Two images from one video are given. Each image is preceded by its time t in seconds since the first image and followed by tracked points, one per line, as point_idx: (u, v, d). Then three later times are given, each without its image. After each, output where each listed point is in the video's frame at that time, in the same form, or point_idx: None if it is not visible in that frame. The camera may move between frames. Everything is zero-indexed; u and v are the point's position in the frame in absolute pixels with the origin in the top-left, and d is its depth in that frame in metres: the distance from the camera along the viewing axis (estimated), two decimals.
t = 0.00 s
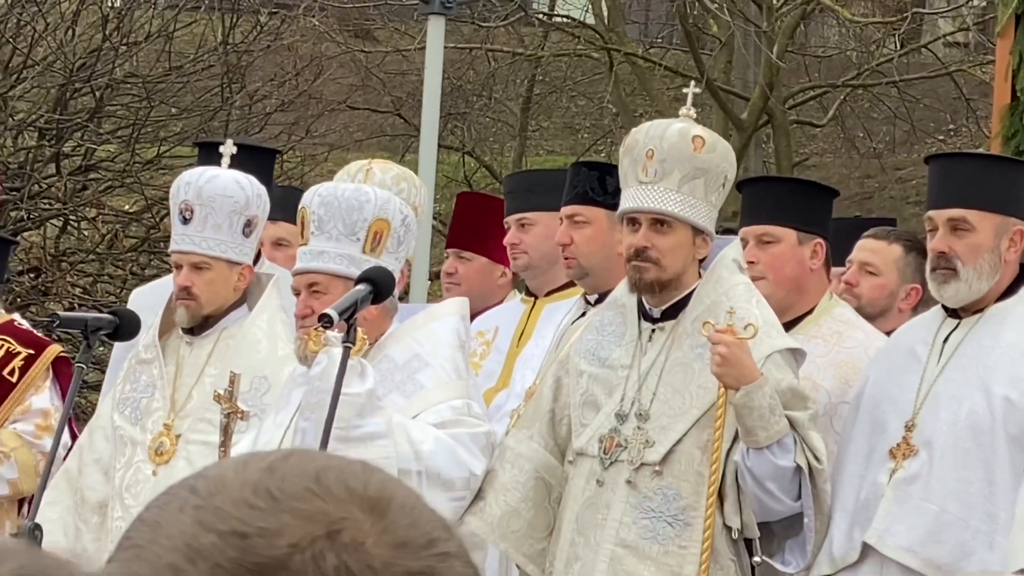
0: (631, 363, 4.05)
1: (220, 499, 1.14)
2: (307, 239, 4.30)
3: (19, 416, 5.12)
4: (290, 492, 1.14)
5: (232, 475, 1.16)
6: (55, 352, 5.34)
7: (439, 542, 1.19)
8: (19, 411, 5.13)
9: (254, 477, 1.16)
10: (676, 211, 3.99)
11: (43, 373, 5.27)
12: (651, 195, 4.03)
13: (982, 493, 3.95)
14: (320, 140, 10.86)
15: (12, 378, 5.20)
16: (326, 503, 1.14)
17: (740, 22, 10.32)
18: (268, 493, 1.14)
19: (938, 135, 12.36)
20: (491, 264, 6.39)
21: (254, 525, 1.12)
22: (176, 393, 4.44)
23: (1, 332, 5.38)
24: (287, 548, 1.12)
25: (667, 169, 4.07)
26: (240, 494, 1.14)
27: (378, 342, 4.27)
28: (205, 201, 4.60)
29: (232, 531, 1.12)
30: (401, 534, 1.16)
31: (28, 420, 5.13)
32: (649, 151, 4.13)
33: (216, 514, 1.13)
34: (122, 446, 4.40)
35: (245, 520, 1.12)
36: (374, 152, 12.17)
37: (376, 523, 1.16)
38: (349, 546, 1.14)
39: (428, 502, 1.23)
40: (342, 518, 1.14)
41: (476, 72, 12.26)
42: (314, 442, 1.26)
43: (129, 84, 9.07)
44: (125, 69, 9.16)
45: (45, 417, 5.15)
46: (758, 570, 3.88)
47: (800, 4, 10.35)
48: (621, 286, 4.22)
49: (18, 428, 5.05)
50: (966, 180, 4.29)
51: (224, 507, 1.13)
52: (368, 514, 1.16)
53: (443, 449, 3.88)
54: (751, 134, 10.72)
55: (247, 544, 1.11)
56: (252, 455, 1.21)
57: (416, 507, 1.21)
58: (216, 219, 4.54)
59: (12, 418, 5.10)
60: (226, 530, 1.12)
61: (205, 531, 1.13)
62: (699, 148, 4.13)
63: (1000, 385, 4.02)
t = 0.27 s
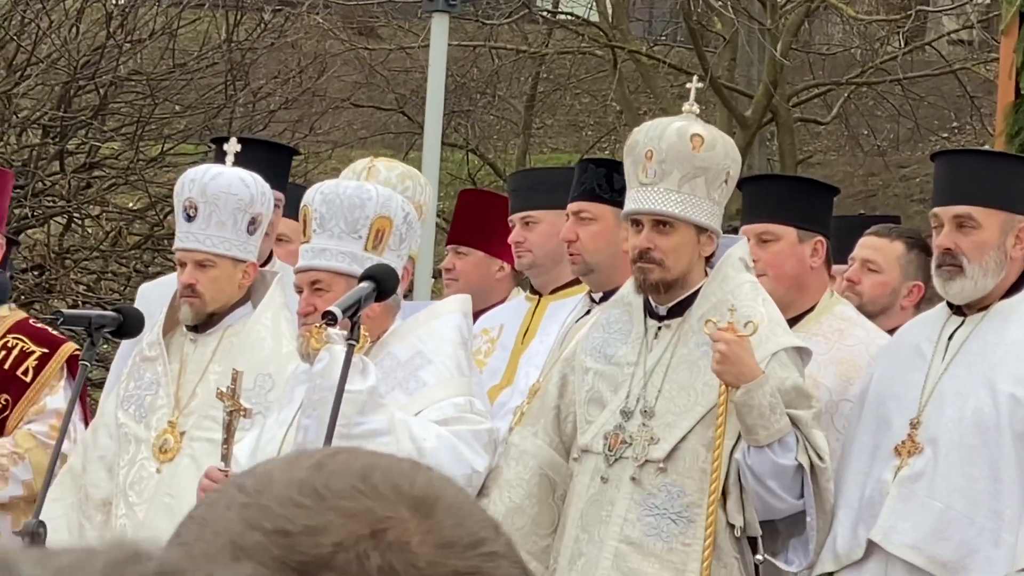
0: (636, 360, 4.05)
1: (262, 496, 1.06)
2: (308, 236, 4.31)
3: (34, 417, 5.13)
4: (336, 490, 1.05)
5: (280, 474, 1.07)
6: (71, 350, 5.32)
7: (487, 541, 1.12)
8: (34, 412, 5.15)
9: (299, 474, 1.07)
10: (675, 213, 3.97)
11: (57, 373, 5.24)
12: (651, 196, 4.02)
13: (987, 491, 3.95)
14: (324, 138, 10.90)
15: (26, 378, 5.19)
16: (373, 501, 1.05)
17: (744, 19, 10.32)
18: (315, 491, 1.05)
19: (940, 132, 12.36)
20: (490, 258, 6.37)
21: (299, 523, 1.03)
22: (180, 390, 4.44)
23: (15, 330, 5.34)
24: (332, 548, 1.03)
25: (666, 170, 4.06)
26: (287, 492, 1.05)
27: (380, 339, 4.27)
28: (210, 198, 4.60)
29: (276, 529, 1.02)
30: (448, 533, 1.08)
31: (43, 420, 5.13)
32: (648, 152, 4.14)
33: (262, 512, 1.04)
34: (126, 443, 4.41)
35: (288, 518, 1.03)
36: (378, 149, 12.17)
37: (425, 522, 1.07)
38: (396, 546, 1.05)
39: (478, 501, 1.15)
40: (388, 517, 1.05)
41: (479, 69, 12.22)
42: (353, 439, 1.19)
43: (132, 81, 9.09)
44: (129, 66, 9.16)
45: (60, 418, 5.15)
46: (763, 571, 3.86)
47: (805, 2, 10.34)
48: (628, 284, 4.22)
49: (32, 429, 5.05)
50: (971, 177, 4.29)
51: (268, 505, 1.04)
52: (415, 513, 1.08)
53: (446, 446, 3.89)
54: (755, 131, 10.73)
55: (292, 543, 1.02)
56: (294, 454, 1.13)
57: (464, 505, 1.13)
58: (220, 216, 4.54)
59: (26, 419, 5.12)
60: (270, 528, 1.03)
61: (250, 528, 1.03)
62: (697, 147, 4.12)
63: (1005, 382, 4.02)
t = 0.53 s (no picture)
0: (641, 355, 4.04)
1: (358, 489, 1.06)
2: (311, 233, 4.29)
3: (40, 416, 5.13)
4: (433, 485, 1.05)
5: (376, 467, 1.07)
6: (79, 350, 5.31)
7: (584, 537, 1.11)
8: (41, 411, 5.14)
9: (396, 468, 1.07)
10: (686, 202, 4.00)
11: (65, 372, 5.26)
12: (662, 185, 4.06)
13: (994, 488, 3.94)
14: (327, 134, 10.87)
15: (34, 377, 5.20)
16: (470, 496, 1.05)
17: (748, 14, 10.29)
18: (412, 486, 1.04)
19: (945, 129, 12.33)
20: (484, 251, 6.37)
21: (396, 517, 1.03)
22: (184, 386, 4.45)
23: (24, 329, 5.35)
24: (426, 542, 1.02)
25: (679, 159, 4.09)
26: (383, 487, 1.05)
27: (383, 335, 4.25)
28: (214, 194, 4.60)
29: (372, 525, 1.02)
30: (544, 529, 1.08)
31: (49, 420, 5.13)
32: (660, 141, 4.16)
33: (356, 505, 1.05)
34: (130, 439, 4.41)
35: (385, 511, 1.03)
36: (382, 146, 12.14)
37: (520, 518, 1.07)
38: (492, 540, 1.05)
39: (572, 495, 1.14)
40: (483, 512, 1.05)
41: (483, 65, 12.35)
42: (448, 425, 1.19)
43: (137, 78, 9.15)
44: (134, 63, 9.21)
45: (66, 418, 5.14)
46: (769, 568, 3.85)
47: None
48: (633, 279, 4.21)
49: (38, 428, 5.07)
50: (976, 174, 4.29)
51: (365, 499, 1.04)
52: (512, 509, 1.07)
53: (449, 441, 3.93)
54: (759, 128, 10.67)
55: (387, 538, 1.02)
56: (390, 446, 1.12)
57: (559, 501, 1.12)
58: (224, 212, 4.54)
59: (33, 418, 5.12)
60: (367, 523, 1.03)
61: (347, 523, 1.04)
62: (709, 138, 4.13)
63: (1011, 379, 4.01)
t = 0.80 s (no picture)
0: (647, 348, 4.03)
1: (479, 485, 1.16)
2: (317, 228, 4.30)
3: (38, 408, 5.10)
4: (551, 480, 1.14)
5: (498, 464, 1.17)
6: (77, 343, 5.29)
7: (704, 533, 1.18)
8: (39, 402, 5.12)
9: (517, 466, 1.17)
10: (702, 186, 4.01)
11: (65, 364, 5.22)
12: (680, 170, 4.06)
13: (1001, 483, 3.97)
14: (332, 129, 10.85)
15: (32, 369, 5.16)
16: (589, 491, 1.13)
17: (753, 9, 10.30)
18: (531, 481, 1.13)
19: (950, 125, 12.33)
20: (481, 246, 6.36)
21: (514, 510, 1.11)
22: (189, 381, 4.45)
23: (21, 321, 5.31)
24: (545, 534, 1.10)
25: (691, 147, 4.10)
26: (505, 482, 1.14)
27: (388, 330, 4.28)
28: (219, 188, 4.60)
29: (490, 516, 1.12)
30: (664, 524, 1.14)
31: (48, 411, 5.11)
32: (675, 128, 4.17)
33: (477, 500, 1.14)
34: (135, 434, 4.42)
35: (501, 505, 1.12)
36: (387, 141, 12.13)
37: (638, 513, 1.14)
38: (610, 534, 1.12)
39: (695, 494, 1.21)
40: (601, 506, 1.13)
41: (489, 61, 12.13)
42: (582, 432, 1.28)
43: (142, 72, 9.15)
44: (139, 57, 9.22)
45: (65, 409, 5.13)
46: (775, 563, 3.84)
47: None
48: (641, 274, 4.20)
49: (37, 419, 5.04)
50: (984, 169, 4.30)
51: (486, 494, 1.14)
52: (631, 504, 1.14)
53: (454, 437, 3.94)
54: (764, 123, 10.62)
55: (505, 529, 1.11)
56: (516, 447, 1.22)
57: (682, 500, 1.19)
58: (230, 206, 4.54)
59: (31, 409, 5.10)
60: (485, 516, 1.12)
61: (466, 516, 1.13)
62: (725, 129, 4.14)
63: (1018, 374, 4.03)
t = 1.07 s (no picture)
0: (654, 344, 4.03)
1: (594, 488, 1.20)
2: (321, 222, 4.30)
3: (34, 400, 5.10)
4: (663, 486, 1.17)
5: (614, 469, 1.22)
6: (71, 335, 5.25)
7: (815, 541, 1.18)
8: (34, 395, 5.11)
9: (635, 470, 1.20)
10: (703, 178, 4.02)
11: (60, 356, 5.20)
12: (681, 164, 4.08)
13: (1009, 480, 3.95)
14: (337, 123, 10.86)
15: (28, 361, 5.13)
16: (700, 496, 1.16)
17: (758, 4, 10.33)
18: (644, 485, 1.17)
19: (955, 120, 12.33)
20: (485, 242, 6.34)
21: (623, 513, 1.15)
22: (194, 376, 4.45)
23: (16, 314, 5.30)
24: (651, 536, 1.13)
25: (694, 141, 4.11)
26: (618, 486, 1.18)
27: (394, 325, 4.29)
28: (222, 182, 4.60)
29: (600, 519, 1.15)
30: (772, 530, 1.15)
31: (43, 403, 5.11)
32: (679, 123, 4.18)
33: (589, 503, 1.18)
34: (139, 429, 4.41)
35: (612, 509, 1.15)
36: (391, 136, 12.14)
37: (748, 517, 1.16)
38: (718, 539, 1.13)
39: (808, 503, 1.22)
40: (711, 512, 1.15)
41: (493, 55, 12.39)
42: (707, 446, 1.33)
43: (146, 68, 9.11)
44: (144, 52, 9.21)
45: (61, 401, 5.14)
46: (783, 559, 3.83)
47: None
48: (648, 269, 4.20)
49: (33, 412, 5.04)
50: (993, 163, 4.29)
51: (598, 497, 1.18)
52: (742, 511, 1.16)
53: (461, 433, 3.97)
54: (768, 117, 10.64)
55: (613, 531, 1.14)
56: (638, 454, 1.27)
57: (795, 509, 1.20)
58: (233, 200, 4.54)
59: (26, 402, 5.09)
60: (595, 518, 1.15)
61: (577, 519, 1.17)
62: (728, 122, 4.14)
63: None
